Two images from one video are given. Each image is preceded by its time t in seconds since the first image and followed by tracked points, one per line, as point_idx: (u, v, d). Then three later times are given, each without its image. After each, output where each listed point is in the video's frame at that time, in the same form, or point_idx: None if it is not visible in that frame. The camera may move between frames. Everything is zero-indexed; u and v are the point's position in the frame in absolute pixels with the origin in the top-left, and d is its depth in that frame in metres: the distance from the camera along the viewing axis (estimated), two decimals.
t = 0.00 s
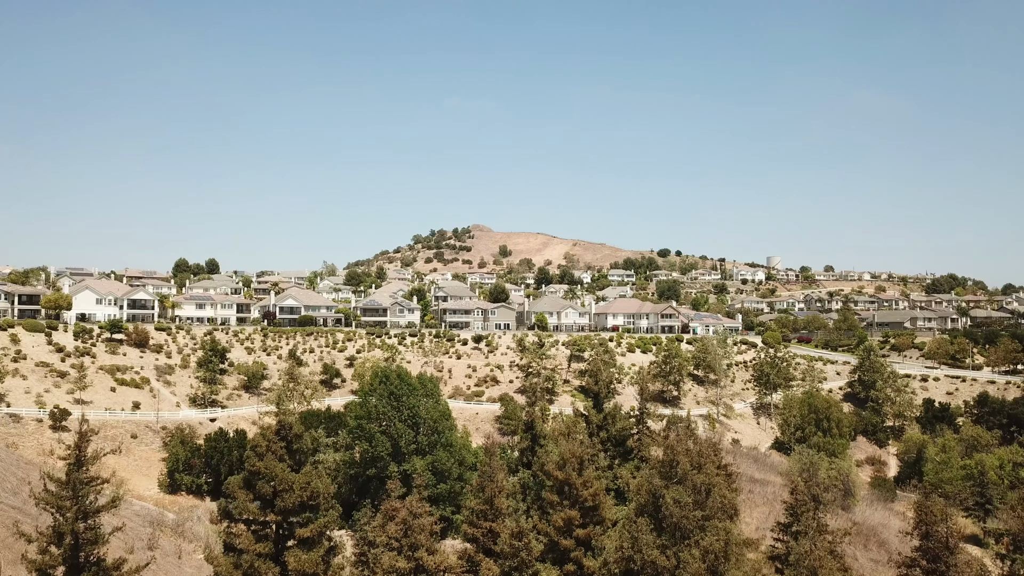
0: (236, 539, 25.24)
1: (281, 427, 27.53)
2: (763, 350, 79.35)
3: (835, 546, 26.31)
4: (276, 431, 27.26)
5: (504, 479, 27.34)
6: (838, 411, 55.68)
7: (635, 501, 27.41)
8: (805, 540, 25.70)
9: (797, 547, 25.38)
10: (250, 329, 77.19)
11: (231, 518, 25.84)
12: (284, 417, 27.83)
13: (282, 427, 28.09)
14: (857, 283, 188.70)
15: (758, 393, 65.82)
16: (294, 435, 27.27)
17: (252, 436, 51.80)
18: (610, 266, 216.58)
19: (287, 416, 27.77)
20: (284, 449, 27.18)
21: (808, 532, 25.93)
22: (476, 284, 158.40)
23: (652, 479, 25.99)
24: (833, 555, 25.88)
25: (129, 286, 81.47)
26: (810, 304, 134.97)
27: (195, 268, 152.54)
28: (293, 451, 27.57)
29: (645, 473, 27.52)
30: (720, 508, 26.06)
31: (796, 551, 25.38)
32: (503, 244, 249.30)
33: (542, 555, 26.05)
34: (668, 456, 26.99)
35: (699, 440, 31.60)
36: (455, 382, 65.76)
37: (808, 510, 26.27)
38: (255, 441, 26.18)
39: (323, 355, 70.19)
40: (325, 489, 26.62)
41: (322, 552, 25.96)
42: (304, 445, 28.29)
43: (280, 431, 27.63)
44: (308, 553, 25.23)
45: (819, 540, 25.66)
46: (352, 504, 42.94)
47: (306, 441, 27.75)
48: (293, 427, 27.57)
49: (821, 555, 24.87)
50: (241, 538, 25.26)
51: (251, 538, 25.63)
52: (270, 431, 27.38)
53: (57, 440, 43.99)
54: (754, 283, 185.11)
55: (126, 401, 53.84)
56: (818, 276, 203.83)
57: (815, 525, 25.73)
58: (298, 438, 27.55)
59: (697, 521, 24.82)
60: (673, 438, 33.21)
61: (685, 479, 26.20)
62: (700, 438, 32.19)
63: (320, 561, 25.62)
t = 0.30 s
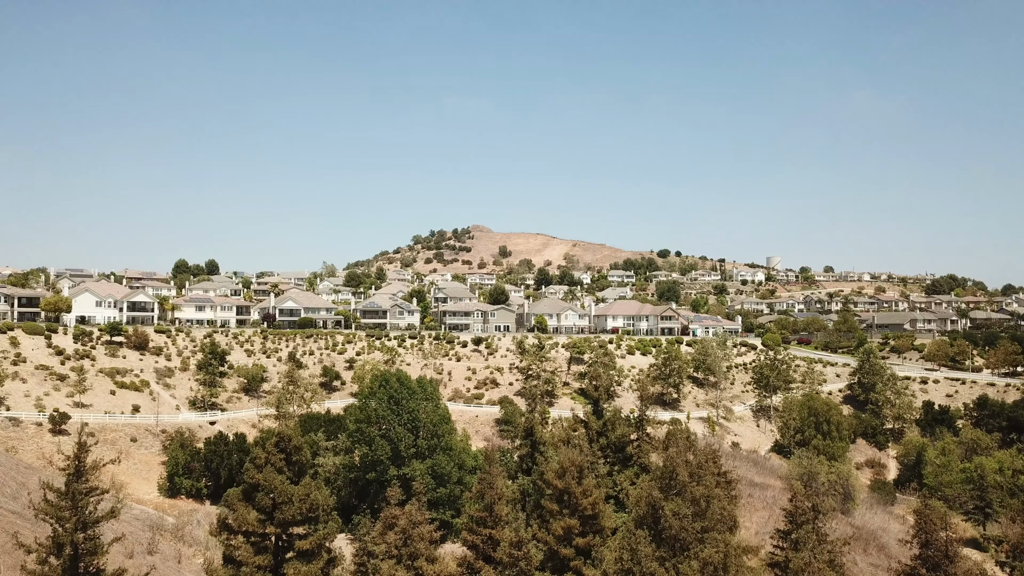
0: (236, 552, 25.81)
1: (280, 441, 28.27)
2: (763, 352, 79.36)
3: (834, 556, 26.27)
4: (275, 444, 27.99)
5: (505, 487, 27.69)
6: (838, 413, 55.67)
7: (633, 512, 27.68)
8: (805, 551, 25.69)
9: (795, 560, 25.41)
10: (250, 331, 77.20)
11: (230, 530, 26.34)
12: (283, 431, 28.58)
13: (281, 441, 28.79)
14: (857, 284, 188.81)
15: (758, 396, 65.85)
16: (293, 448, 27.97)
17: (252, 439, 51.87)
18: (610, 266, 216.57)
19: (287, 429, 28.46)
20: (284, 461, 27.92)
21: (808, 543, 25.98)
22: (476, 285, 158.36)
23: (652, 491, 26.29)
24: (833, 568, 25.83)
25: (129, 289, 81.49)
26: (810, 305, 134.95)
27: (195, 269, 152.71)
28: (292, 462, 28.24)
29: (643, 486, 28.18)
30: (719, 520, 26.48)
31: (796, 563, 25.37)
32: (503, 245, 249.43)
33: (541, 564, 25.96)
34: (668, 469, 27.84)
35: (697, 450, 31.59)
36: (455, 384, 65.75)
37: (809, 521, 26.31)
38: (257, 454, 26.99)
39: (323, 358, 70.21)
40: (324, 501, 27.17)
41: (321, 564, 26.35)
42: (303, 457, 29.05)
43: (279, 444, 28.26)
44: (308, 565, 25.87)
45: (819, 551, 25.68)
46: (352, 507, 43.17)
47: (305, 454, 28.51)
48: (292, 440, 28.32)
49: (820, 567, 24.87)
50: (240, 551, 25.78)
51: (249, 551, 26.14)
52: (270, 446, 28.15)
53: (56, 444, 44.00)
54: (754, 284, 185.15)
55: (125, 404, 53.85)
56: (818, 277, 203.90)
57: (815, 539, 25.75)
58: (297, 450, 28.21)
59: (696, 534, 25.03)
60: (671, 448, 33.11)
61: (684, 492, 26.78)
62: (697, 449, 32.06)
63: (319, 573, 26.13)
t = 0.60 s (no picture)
0: (236, 565, 26.31)
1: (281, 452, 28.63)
2: (763, 355, 79.36)
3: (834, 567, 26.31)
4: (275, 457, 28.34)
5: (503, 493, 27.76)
6: (838, 416, 55.60)
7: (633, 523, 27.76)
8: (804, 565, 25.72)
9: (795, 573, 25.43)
10: (250, 334, 77.23)
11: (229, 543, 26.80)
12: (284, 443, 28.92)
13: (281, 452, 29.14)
14: (857, 285, 189.07)
15: (757, 399, 65.83)
16: (292, 460, 28.45)
17: (251, 444, 51.86)
18: (610, 267, 216.05)
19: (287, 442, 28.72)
20: (284, 473, 28.28)
21: (808, 557, 26.01)
22: (476, 286, 158.18)
23: (651, 503, 26.40)
24: None
25: (128, 292, 81.46)
26: (809, 307, 135.00)
27: (195, 271, 152.88)
28: (292, 473, 28.49)
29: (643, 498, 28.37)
30: (720, 534, 26.53)
31: None
32: (503, 246, 249.60)
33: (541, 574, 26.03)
34: (667, 480, 27.96)
35: (695, 460, 31.41)
36: (455, 387, 65.74)
37: (810, 533, 26.33)
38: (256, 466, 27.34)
39: (323, 361, 70.21)
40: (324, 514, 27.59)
41: None
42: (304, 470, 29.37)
43: (280, 456, 28.79)
44: None
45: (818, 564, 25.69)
46: (351, 511, 43.35)
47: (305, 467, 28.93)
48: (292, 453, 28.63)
49: None
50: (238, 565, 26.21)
51: (248, 564, 26.53)
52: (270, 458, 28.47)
53: (56, 448, 44.01)
54: (753, 286, 185.32)
55: (125, 408, 53.84)
56: (818, 278, 204.14)
57: (815, 552, 25.73)
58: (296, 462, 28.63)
59: (696, 547, 25.19)
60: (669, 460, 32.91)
61: (684, 503, 26.81)
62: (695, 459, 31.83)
63: None
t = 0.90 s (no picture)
0: None
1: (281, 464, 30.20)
2: (763, 358, 79.31)
3: None
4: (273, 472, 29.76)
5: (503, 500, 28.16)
6: (838, 419, 55.57)
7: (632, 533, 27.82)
8: None
9: None
10: (250, 336, 77.23)
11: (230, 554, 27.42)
12: (283, 458, 29.96)
13: (280, 467, 30.13)
14: (856, 286, 189.13)
15: (757, 401, 65.81)
16: (291, 472, 29.59)
17: (251, 447, 51.85)
18: (609, 268, 216.19)
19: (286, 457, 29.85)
20: (284, 487, 29.53)
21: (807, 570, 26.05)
22: (475, 287, 158.26)
23: (651, 514, 26.52)
24: None
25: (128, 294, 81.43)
26: (809, 307, 135.09)
27: (195, 272, 153.00)
28: (290, 485, 29.62)
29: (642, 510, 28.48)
30: (720, 546, 26.60)
31: None
32: (503, 246, 249.80)
33: None
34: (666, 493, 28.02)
35: (694, 471, 31.17)
36: (455, 390, 65.74)
37: (810, 545, 26.39)
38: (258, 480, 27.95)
39: (323, 363, 70.23)
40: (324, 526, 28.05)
41: None
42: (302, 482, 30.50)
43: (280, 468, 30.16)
44: None
45: None
46: (351, 515, 43.32)
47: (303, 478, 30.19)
48: (290, 467, 29.63)
49: None
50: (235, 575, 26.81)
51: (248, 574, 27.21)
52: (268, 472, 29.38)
53: (56, 451, 44.04)
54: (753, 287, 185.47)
55: (125, 411, 53.86)
56: (818, 279, 204.28)
57: (815, 564, 25.77)
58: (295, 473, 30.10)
59: (694, 559, 25.34)
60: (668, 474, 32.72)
61: (684, 516, 26.87)
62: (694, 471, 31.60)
63: None
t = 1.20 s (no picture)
0: None
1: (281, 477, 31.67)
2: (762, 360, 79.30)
3: None
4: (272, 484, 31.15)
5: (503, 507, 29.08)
6: (838, 422, 55.58)
7: (632, 544, 27.85)
8: None
9: None
10: (250, 338, 77.24)
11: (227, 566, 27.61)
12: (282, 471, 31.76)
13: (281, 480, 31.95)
14: (856, 287, 189.18)
15: (757, 404, 65.79)
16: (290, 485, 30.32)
17: (251, 450, 51.80)
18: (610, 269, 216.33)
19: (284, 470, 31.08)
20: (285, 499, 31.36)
21: None
22: (476, 288, 158.37)
23: (651, 525, 26.62)
24: None
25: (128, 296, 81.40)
26: (809, 309, 135.20)
27: (195, 274, 153.16)
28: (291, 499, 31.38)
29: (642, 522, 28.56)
30: (720, 558, 26.62)
31: None
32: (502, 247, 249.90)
33: None
34: (666, 503, 28.08)
35: (694, 481, 31.18)
36: (455, 393, 65.74)
37: (809, 556, 26.46)
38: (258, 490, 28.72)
39: (322, 365, 70.25)
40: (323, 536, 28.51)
41: None
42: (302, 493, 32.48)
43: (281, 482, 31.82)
44: None
45: None
46: (352, 518, 43.23)
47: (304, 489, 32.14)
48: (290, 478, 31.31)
49: None
50: None
51: None
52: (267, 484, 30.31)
53: (56, 455, 44.05)
54: (752, 287, 185.68)
55: (125, 414, 53.82)
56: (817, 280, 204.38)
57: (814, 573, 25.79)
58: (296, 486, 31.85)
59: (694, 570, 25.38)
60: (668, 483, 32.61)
61: (684, 529, 26.94)
62: (694, 481, 31.43)
63: None
